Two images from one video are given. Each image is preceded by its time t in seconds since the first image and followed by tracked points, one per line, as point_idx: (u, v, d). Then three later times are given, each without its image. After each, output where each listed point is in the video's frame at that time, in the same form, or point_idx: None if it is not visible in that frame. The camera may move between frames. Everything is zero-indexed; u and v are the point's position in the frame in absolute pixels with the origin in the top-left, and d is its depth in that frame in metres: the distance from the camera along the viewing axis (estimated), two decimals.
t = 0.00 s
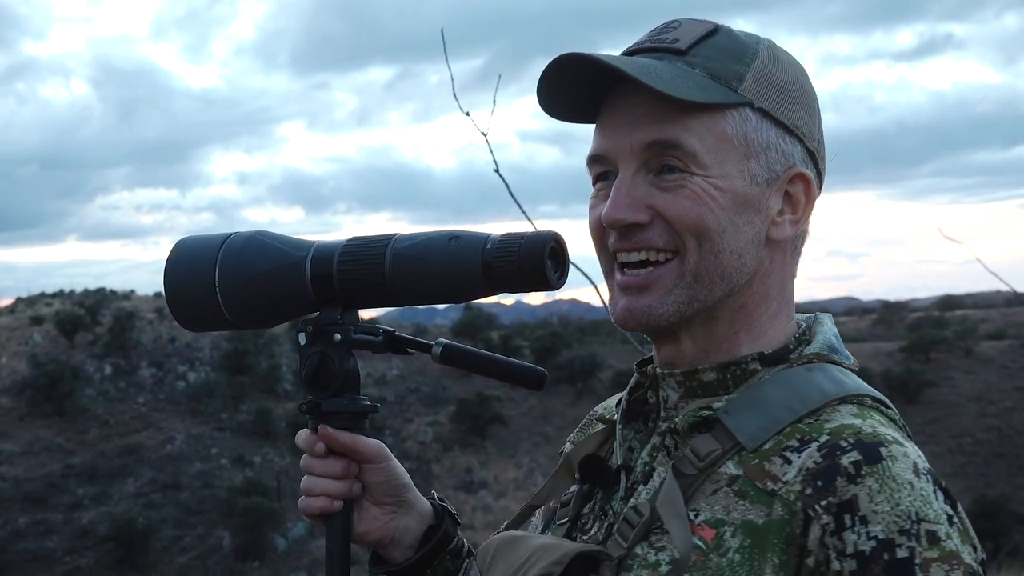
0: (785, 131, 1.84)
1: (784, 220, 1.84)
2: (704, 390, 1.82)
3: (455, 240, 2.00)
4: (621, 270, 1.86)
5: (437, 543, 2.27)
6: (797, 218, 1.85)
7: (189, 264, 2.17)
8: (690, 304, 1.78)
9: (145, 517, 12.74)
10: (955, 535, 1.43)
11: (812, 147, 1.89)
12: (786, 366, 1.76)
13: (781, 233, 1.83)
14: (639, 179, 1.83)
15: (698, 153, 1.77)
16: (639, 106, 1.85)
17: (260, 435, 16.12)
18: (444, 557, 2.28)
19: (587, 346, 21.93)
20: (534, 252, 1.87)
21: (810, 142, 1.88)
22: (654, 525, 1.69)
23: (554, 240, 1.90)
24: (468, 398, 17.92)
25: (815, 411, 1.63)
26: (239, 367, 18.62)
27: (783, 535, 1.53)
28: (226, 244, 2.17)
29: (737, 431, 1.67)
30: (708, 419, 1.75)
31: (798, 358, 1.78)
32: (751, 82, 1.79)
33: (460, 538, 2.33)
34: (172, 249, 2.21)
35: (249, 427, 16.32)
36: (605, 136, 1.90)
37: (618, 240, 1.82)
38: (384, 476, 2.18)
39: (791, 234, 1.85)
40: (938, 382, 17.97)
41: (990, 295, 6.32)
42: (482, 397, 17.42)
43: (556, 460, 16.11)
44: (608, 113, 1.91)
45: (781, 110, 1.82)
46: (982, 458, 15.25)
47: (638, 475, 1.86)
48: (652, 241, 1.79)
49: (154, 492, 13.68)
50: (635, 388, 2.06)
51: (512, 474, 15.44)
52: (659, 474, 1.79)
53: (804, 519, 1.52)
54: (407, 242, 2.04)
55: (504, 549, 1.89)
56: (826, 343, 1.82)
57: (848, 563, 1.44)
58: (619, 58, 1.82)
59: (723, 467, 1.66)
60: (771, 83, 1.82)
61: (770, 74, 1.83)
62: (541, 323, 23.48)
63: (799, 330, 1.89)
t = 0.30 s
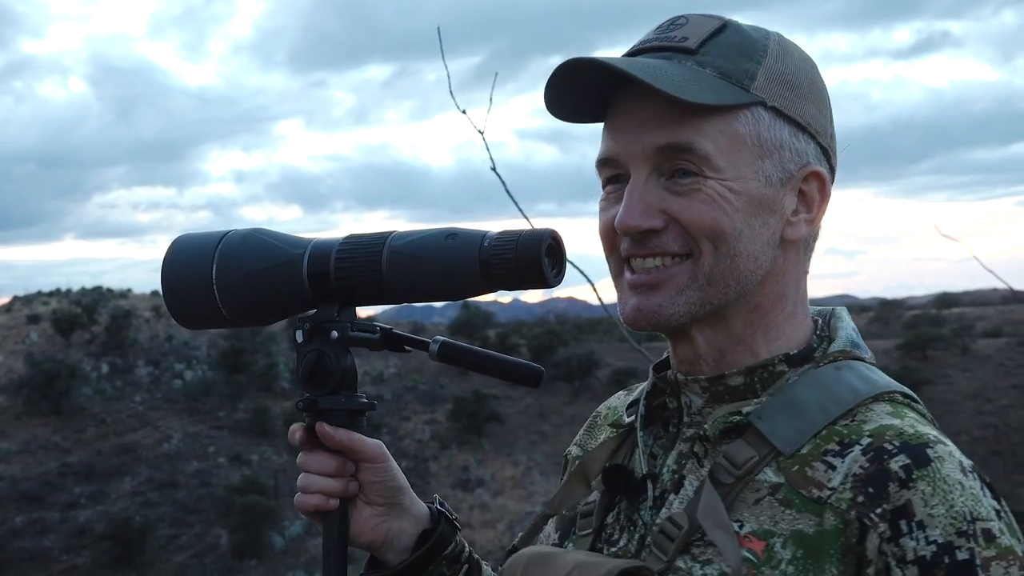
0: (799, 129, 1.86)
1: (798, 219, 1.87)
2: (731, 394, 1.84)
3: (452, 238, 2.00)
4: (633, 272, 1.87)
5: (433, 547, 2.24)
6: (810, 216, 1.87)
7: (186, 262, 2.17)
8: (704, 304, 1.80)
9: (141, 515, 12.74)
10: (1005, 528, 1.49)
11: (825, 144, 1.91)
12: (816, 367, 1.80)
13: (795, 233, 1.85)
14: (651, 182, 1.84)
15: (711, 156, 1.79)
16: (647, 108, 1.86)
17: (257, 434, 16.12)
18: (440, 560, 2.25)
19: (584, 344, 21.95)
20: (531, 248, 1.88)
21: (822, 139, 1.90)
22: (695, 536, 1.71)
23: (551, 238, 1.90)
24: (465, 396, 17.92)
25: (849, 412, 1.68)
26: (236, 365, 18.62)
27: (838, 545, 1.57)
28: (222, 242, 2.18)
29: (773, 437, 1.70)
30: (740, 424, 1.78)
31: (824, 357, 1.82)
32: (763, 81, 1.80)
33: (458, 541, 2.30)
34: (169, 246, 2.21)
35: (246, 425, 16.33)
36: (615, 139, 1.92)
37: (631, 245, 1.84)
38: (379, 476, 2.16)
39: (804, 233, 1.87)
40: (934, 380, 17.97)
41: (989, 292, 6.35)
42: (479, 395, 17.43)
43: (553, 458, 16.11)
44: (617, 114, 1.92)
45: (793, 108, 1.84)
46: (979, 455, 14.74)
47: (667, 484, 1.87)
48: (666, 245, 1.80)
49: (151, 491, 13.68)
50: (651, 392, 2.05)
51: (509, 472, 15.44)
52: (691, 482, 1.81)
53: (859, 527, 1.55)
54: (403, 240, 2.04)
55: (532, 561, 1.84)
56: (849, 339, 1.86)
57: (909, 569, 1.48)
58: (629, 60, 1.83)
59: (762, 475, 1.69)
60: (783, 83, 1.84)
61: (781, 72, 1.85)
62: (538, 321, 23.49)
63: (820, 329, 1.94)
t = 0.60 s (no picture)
0: (810, 125, 1.87)
1: (810, 217, 1.89)
2: (750, 392, 1.84)
3: (447, 238, 2.01)
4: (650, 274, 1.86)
5: (435, 550, 2.26)
6: (821, 213, 1.90)
7: (183, 261, 2.18)
8: (725, 305, 1.80)
9: (138, 516, 12.72)
10: None
11: (829, 139, 1.93)
12: (833, 360, 1.83)
13: (808, 230, 1.87)
14: (669, 183, 1.83)
15: (731, 156, 1.78)
16: (664, 109, 1.84)
17: (254, 434, 16.12)
18: (442, 563, 2.27)
19: (580, 344, 21.98)
20: (526, 249, 1.89)
21: (828, 135, 1.92)
22: (729, 536, 1.69)
23: (547, 237, 1.91)
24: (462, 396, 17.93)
25: (873, 403, 1.69)
26: (232, 365, 18.62)
27: (888, 531, 1.54)
28: (219, 241, 2.19)
29: (800, 432, 1.69)
30: (763, 421, 1.79)
31: (839, 350, 1.85)
32: (775, 78, 1.81)
33: (460, 543, 2.32)
34: (164, 247, 2.23)
35: (243, 426, 16.32)
36: (626, 139, 1.90)
37: (651, 248, 1.82)
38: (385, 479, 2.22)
39: (815, 230, 1.90)
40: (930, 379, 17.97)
41: (983, 292, 6.39)
42: (476, 395, 17.43)
43: (550, 458, 16.12)
44: (626, 115, 1.90)
45: (803, 105, 1.85)
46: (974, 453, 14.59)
47: (689, 486, 1.86)
48: (688, 248, 1.79)
49: (147, 492, 13.66)
50: (661, 396, 2.05)
51: (506, 472, 15.43)
52: (716, 483, 1.80)
53: (907, 512, 1.54)
54: (398, 240, 2.06)
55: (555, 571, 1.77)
56: (860, 331, 1.89)
57: (957, 550, 1.48)
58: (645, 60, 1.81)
59: (793, 470, 1.68)
60: (792, 80, 1.85)
61: (790, 70, 1.85)
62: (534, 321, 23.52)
63: (830, 323, 1.95)
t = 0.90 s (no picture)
0: (794, 128, 1.89)
1: (793, 219, 1.90)
2: (731, 394, 1.86)
3: (446, 239, 2.01)
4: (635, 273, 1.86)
5: (432, 524, 2.26)
6: (805, 214, 1.91)
7: (181, 262, 2.18)
8: (710, 304, 1.81)
9: (137, 517, 12.72)
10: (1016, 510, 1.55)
11: (812, 141, 1.95)
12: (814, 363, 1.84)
13: (791, 232, 1.89)
14: (656, 183, 1.83)
15: (718, 156, 1.79)
16: (653, 108, 1.84)
17: (253, 435, 16.12)
18: (439, 538, 2.27)
19: (579, 344, 22.01)
20: (527, 248, 1.90)
21: (811, 136, 1.94)
22: (707, 536, 1.70)
23: (546, 238, 1.92)
24: (461, 397, 17.95)
25: (853, 408, 1.71)
26: (231, 366, 18.63)
27: (867, 535, 1.56)
28: (216, 242, 2.19)
29: (780, 435, 1.71)
30: (743, 424, 1.79)
31: (820, 354, 1.86)
32: (761, 81, 1.83)
33: (458, 518, 2.31)
34: (162, 248, 2.23)
35: (242, 427, 16.33)
36: (612, 139, 1.90)
37: (637, 247, 1.82)
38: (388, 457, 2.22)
39: (798, 231, 1.91)
40: (929, 379, 18.00)
41: (979, 293, 6.40)
42: (475, 396, 17.46)
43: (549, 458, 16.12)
44: (614, 114, 1.91)
45: (787, 108, 1.87)
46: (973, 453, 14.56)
47: (668, 486, 1.87)
48: (675, 246, 1.80)
49: (146, 493, 13.66)
50: (644, 395, 2.06)
51: (505, 473, 15.44)
52: (694, 484, 1.81)
53: (887, 517, 1.56)
54: (396, 240, 2.06)
55: (533, 565, 1.78)
56: (840, 335, 1.90)
57: (938, 555, 1.50)
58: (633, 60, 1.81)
59: (773, 473, 1.69)
60: (777, 83, 1.86)
61: (775, 73, 1.87)
62: (533, 321, 23.53)
63: (811, 327, 1.96)
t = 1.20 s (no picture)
0: (774, 113, 1.89)
1: (783, 203, 1.89)
2: (721, 393, 1.83)
3: (452, 236, 2.01)
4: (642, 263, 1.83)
5: (428, 519, 2.20)
6: (792, 198, 1.91)
7: (186, 259, 2.18)
8: (720, 285, 1.79)
9: (143, 515, 12.74)
10: (996, 522, 1.52)
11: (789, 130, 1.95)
12: (805, 366, 1.80)
13: (783, 214, 1.88)
14: (657, 168, 1.81)
15: (715, 135, 1.78)
16: (643, 97, 1.84)
17: (258, 433, 16.14)
18: (432, 533, 2.21)
19: (585, 341, 22.01)
20: (533, 244, 1.89)
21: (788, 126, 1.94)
22: (687, 534, 1.70)
23: (552, 234, 1.91)
24: (467, 395, 17.96)
25: (841, 412, 1.68)
26: (236, 364, 18.66)
27: (844, 539, 1.54)
28: (222, 240, 2.19)
29: (766, 437, 1.69)
30: (731, 424, 1.77)
31: (812, 356, 1.82)
32: (739, 66, 1.84)
33: (459, 518, 2.24)
34: (169, 244, 2.23)
35: (248, 424, 16.35)
36: (605, 132, 1.88)
37: (644, 232, 1.80)
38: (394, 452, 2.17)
39: (789, 215, 1.90)
40: (935, 375, 17.97)
41: (984, 287, 6.40)
42: (481, 393, 17.46)
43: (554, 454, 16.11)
44: (603, 109, 1.90)
45: (766, 94, 1.88)
46: (979, 450, 14.48)
47: (655, 481, 1.86)
48: (683, 227, 1.77)
49: (152, 490, 13.69)
50: (639, 389, 2.05)
51: (511, 470, 15.45)
52: (681, 481, 1.80)
53: (865, 523, 1.54)
54: (403, 237, 2.05)
55: (519, 556, 1.82)
56: (835, 338, 1.86)
57: (912, 565, 1.47)
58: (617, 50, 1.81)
59: (756, 474, 1.68)
60: (753, 71, 1.87)
61: (750, 62, 1.88)
62: (539, 317, 23.52)
63: (805, 328, 1.93)
